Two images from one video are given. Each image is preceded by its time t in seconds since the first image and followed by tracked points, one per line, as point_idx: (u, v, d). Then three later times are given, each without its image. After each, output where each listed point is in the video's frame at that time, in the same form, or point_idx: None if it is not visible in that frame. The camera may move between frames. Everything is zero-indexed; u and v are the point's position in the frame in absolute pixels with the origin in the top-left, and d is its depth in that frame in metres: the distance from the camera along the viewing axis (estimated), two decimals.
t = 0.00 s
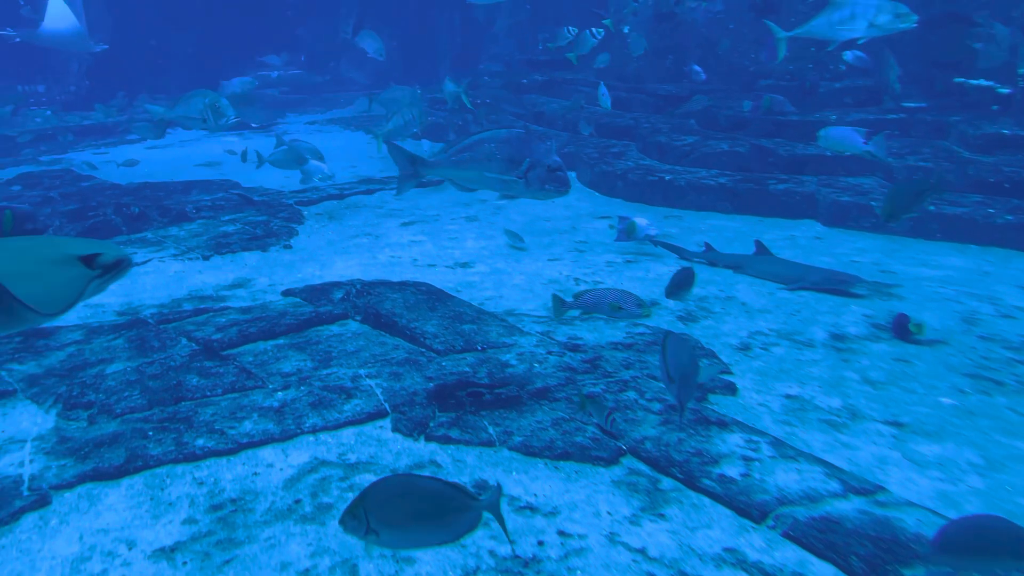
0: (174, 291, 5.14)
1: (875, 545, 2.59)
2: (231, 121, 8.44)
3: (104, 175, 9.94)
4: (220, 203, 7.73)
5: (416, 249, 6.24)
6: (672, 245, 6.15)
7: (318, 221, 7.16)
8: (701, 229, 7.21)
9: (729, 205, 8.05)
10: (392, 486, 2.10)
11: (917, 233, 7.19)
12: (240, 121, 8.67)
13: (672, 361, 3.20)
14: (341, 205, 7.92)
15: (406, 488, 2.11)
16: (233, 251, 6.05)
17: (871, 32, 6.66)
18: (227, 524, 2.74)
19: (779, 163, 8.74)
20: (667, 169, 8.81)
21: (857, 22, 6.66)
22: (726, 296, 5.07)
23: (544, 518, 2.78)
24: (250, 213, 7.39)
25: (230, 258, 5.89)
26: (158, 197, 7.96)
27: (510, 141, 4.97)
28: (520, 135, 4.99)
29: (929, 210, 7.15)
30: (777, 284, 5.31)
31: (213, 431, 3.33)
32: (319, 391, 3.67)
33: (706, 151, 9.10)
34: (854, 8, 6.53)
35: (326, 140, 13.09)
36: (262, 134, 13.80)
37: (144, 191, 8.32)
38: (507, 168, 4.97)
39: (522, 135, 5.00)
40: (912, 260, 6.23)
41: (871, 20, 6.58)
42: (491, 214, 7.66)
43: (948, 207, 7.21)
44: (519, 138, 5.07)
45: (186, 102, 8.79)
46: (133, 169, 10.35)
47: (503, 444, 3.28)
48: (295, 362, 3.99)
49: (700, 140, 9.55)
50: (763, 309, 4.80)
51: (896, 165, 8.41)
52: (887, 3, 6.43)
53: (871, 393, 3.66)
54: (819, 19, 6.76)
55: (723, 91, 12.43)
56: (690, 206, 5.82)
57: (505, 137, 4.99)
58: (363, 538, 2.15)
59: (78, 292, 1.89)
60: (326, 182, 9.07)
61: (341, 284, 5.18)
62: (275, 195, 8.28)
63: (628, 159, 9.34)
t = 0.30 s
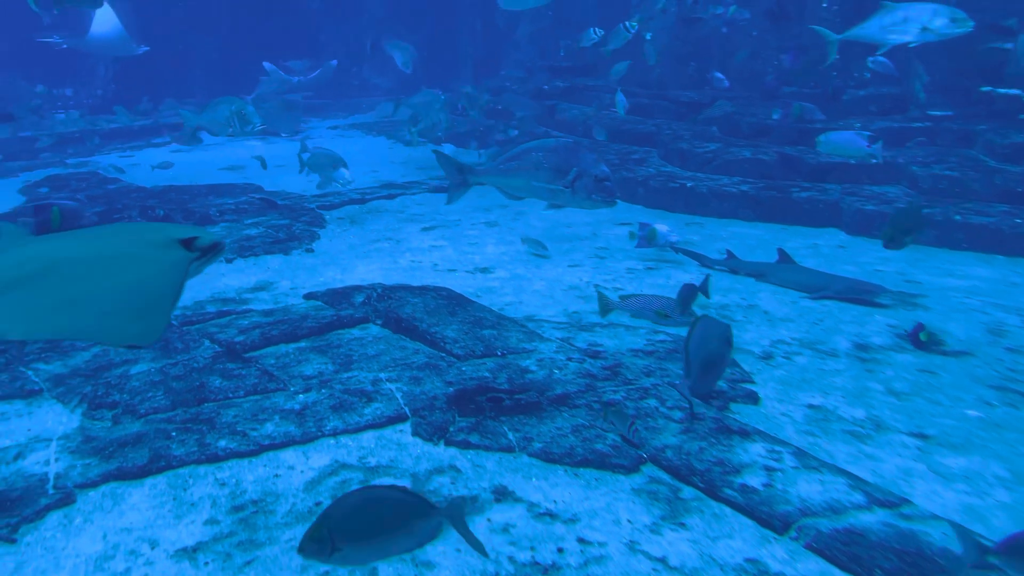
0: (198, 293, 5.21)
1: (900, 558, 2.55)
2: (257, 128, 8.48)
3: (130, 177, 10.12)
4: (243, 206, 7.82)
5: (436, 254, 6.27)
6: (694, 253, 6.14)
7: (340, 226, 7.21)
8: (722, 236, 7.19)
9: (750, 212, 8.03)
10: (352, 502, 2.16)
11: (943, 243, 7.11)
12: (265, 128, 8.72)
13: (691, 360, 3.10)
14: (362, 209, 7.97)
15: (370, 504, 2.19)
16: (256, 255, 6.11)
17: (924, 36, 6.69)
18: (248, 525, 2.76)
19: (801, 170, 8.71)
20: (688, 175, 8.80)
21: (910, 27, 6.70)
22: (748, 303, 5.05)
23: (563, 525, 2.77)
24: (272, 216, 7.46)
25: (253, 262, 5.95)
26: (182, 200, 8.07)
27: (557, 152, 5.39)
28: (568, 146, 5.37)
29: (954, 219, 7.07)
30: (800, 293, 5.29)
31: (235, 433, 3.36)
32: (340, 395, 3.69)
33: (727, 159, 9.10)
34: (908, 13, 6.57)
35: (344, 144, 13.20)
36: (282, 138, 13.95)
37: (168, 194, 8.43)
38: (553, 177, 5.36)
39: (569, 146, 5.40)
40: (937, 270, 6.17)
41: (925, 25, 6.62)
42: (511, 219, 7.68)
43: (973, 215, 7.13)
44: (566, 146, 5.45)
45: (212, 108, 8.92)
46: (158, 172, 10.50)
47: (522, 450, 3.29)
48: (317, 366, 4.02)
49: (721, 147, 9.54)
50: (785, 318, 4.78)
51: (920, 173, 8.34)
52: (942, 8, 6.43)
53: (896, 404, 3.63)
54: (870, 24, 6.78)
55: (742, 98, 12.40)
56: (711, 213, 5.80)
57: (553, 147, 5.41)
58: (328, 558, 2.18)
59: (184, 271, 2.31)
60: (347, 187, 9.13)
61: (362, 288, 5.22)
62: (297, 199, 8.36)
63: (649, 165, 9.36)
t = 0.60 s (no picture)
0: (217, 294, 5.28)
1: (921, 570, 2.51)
2: (278, 133, 8.62)
3: (149, 179, 10.22)
4: (263, 208, 7.87)
5: (452, 257, 6.29)
6: (712, 258, 6.10)
7: (358, 228, 7.25)
8: (739, 242, 7.16)
9: (769, 219, 8.00)
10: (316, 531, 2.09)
11: (965, 251, 7.01)
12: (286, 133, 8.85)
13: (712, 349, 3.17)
14: (380, 212, 8.01)
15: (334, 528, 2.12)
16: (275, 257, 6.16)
17: (971, 40, 6.70)
18: (265, 525, 2.78)
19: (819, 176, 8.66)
20: (708, 181, 8.80)
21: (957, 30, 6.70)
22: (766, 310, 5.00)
23: (579, 531, 2.76)
24: (291, 218, 7.52)
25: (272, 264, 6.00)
26: (202, 202, 8.15)
27: (598, 159, 5.23)
28: (609, 153, 5.21)
29: (976, 226, 6.97)
30: (819, 300, 5.24)
31: (253, 433, 3.39)
32: (357, 397, 3.71)
33: (745, 165, 9.10)
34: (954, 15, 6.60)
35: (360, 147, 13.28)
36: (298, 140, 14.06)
37: (189, 196, 8.52)
38: (594, 185, 5.22)
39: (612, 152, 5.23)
40: (959, 279, 6.11)
41: (972, 28, 6.61)
42: (528, 223, 7.69)
43: (995, 223, 7.03)
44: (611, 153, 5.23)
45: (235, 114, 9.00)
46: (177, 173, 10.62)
47: (539, 454, 3.29)
48: (334, 367, 4.04)
49: (740, 153, 9.53)
50: (804, 325, 4.74)
51: (942, 181, 8.26)
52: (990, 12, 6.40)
53: (916, 414, 3.60)
54: (917, 26, 6.87)
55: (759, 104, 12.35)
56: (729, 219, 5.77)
57: (594, 155, 5.26)
58: None
59: (263, 258, 2.52)
60: (365, 190, 9.18)
61: (379, 291, 5.24)
62: (315, 202, 8.41)
63: (667, 171, 9.38)
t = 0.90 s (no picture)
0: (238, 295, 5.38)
1: None
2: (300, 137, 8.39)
3: (171, 179, 10.37)
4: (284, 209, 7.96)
5: (471, 260, 6.32)
6: (731, 265, 6.08)
7: (377, 230, 7.30)
8: (758, 248, 7.14)
9: (790, 225, 8.02)
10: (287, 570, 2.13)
11: (988, 260, 6.88)
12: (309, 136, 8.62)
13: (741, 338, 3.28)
14: (399, 215, 8.06)
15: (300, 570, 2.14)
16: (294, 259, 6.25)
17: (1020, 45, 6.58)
18: (282, 524, 2.79)
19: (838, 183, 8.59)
20: (728, 187, 8.83)
21: (1005, 34, 6.62)
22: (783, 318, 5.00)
23: (595, 536, 2.75)
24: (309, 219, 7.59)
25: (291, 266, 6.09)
26: (224, 203, 8.28)
27: (637, 168, 5.18)
28: (650, 162, 5.15)
29: (999, 234, 6.88)
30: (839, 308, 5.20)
31: (270, 433, 3.41)
32: (374, 398, 3.73)
33: (765, 170, 9.14)
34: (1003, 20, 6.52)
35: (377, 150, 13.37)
36: (316, 142, 14.19)
37: (210, 197, 8.64)
38: (634, 195, 5.18)
39: (651, 160, 5.18)
40: (982, 288, 6.04)
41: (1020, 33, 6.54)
42: (545, 227, 7.71)
43: (1018, 231, 6.93)
44: (648, 162, 5.20)
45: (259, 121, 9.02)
46: (199, 174, 10.76)
47: (555, 458, 3.28)
48: (352, 368, 4.07)
49: (760, 158, 9.63)
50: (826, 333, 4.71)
51: (965, 189, 8.17)
52: None
53: (937, 424, 3.56)
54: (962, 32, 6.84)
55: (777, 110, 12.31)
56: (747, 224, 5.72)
57: (634, 163, 5.20)
58: None
59: (335, 254, 2.66)
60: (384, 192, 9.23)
61: (397, 293, 5.27)
62: (334, 204, 8.49)
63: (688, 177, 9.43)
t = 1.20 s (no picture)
0: (263, 297, 5.47)
1: None
2: (326, 142, 8.67)
3: (196, 181, 10.49)
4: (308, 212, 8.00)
5: (493, 263, 6.37)
6: (754, 271, 6.05)
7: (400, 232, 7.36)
8: (781, 255, 7.11)
9: (813, 232, 7.98)
10: None
11: (1016, 270, 6.77)
12: (334, 142, 8.93)
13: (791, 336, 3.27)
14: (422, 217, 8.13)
15: None
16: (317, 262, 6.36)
17: None
18: (303, 524, 2.81)
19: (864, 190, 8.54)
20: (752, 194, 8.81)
21: None
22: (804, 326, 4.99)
23: (615, 542, 2.73)
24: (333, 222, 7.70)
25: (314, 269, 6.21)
26: (249, 204, 8.44)
27: (684, 177, 5.19)
28: (698, 172, 5.15)
29: None
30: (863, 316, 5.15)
31: (293, 433, 3.45)
32: (395, 400, 3.75)
33: (789, 177, 9.15)
34: None
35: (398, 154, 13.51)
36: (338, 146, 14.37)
37: (236, 198, 8.81)
38: (682, 205, 5.17)
39: (698, 170, 5.19)
40: (1011, 298, 5.96)
41: None
42: (567, 232, 7.72)
43: None
44: (696, 172, 5.20)
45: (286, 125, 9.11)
46: (227, 176, 10.93)
47: (575, 463, 3.28)
48: (374, 370, 4.10)
49: (784, 164, 9.68)
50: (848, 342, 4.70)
51: (993, 198, 8.06)
52: None
53: (964, 436, 3.52)
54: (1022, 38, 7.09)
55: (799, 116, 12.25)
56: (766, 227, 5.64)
57: (681, 173, 5.20)
58: None
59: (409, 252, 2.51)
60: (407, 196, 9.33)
61: (419, 296, 5.32)
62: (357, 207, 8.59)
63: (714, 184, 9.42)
